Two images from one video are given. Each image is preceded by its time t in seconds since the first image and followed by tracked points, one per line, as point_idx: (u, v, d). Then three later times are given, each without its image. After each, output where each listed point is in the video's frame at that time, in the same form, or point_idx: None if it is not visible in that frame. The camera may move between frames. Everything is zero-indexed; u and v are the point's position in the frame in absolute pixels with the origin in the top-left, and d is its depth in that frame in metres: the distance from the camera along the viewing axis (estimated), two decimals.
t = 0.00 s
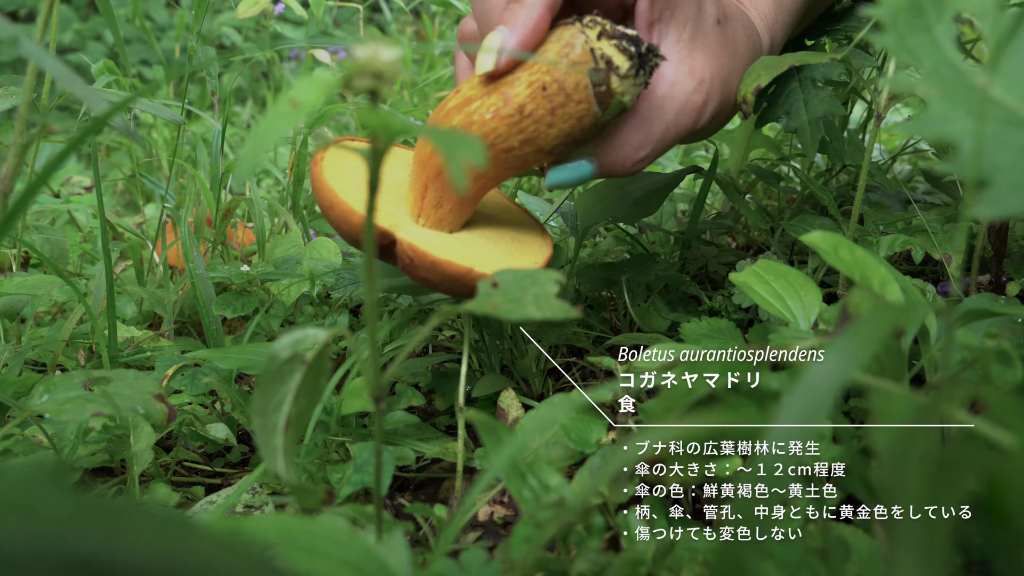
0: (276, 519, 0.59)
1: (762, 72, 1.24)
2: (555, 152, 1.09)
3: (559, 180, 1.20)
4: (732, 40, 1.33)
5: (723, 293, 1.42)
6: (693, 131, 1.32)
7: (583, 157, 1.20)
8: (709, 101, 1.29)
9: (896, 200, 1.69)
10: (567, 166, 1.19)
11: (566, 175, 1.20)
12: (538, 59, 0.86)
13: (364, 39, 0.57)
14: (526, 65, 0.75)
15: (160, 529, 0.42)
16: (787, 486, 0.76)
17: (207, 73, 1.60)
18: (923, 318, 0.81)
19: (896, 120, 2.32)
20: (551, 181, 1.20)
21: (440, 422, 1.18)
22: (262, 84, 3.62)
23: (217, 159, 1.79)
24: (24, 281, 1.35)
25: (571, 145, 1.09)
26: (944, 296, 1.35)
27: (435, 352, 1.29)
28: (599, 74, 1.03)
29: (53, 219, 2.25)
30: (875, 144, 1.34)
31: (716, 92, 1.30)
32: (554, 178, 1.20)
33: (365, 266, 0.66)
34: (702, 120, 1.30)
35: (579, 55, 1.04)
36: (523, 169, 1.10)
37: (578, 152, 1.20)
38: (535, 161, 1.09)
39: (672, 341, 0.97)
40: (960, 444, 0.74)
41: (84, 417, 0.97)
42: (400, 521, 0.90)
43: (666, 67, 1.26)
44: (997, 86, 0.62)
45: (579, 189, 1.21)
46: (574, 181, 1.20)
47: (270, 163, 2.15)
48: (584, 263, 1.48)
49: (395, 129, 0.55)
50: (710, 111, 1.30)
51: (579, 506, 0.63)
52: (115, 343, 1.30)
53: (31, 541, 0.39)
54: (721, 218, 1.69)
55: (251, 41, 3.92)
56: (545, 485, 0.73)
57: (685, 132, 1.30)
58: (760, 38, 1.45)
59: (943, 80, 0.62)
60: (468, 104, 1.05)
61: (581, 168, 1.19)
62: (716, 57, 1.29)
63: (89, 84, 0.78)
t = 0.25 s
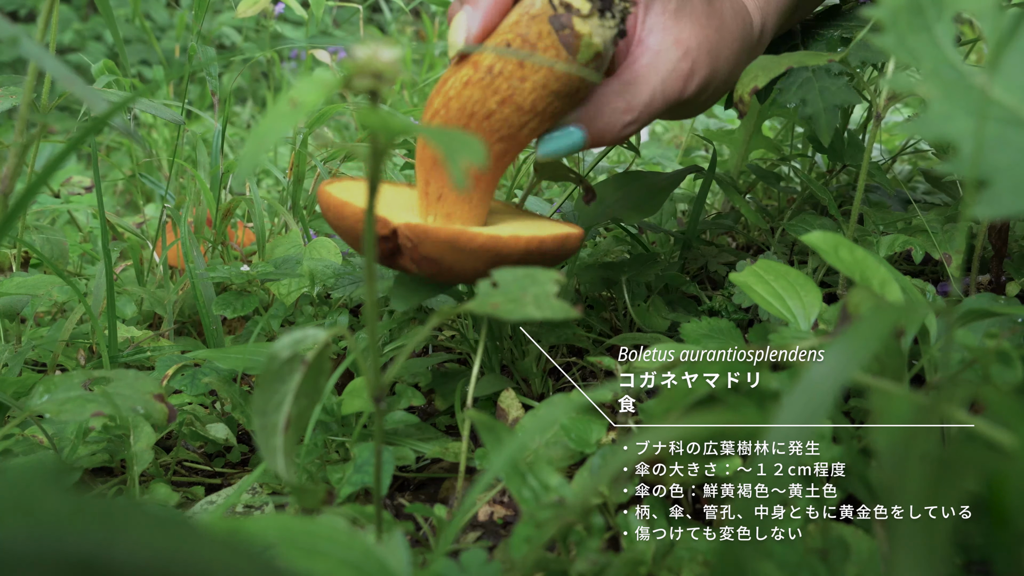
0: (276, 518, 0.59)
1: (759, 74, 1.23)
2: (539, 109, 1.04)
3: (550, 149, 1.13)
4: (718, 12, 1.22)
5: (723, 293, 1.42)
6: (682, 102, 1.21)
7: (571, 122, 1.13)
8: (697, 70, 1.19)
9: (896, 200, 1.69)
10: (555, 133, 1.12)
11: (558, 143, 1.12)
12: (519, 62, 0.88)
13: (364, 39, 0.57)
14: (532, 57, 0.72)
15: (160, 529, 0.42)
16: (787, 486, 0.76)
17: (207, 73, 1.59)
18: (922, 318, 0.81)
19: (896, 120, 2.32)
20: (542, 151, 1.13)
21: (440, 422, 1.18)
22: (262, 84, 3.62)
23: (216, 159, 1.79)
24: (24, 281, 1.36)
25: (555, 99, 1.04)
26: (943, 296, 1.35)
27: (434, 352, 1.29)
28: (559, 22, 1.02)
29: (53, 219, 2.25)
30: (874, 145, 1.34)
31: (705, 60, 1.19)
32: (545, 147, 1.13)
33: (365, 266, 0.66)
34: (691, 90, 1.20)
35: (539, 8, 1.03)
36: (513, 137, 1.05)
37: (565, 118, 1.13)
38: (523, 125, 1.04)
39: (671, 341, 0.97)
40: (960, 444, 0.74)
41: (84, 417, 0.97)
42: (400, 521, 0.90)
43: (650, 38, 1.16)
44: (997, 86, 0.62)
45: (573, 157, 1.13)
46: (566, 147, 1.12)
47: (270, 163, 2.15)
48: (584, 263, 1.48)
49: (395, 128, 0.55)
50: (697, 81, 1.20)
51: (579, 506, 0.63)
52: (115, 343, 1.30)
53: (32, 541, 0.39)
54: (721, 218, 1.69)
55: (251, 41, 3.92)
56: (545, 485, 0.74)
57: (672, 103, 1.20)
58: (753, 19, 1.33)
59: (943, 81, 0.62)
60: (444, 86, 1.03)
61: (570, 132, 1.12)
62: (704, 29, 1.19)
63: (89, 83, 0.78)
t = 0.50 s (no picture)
0: (276, 518, 0.59)
1: (754, 79, 1.25)
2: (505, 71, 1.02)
3: (526, 103, 1.01)
4: None
5: (723, 293, 1.42)
6: (664, 54, 1.21)
7: (545, 72, 1.02)
8: (673, 18, 1.19)
9: (896, 200, 1.69)
10: (530, 84, 1.01)
11: (533, 94, 1.01)
12: (483, 53, 0.91)
13: (364, 38, 0.57)
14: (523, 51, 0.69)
15: (160, 530, 0.42)
16: (787, 486, 0.76)
17: (207, 73, 1.59)
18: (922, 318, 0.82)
19: (896, 120, 2.32)
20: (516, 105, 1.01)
21: (440, 422, 1.18)
22: (262, 84, 3.62)
23: (217, 159, 1.79)
24: (24, 281, 1.36)
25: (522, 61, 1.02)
26: (944, 296, 1.35)
27: (434, 352, 1.29)
28: None
29: (53, 219, 2.25)
30: (873, 144, 1.34)
31: (682, 12, 1.21)
32: (519, 99, 1.01)
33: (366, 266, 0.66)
34: (670, 41, 1.20)
35: None
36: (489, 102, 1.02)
37: (537, 70, 1.02)
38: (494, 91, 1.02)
39: (671, 341, 0.97)
40: (960, 444, 0.74)
41: (84, 417, 0.97)
42: (399, 521, 0.90)
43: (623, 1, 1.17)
44: (996, 86, 0.62)
45: (550, 112, 1.02)
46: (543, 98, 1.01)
47: (270, 163, 2.15)
48: (584, 263, 1.48)
49: (394, 128, 0.55)
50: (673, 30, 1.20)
51: (579, 506, 0.63)
52: (115, 343, 1.30)
53: (32, 541, 0.39)
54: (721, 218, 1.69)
55: (251, 41, 3.92)
56: (545, 485, 0.74)
57: (654, 55, 1.19)
58: None
59: (943, 80, 0.62)
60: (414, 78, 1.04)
61: (546, 82, 1.01)
62: None
63: (89, 83, 0.78)
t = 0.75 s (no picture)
0: (276, 518, 0.59)
1: (752, 82, 1.30)
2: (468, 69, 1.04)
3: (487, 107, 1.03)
4: None
5: (723, 293, 1.42)
6: (619, 52, 1.24)
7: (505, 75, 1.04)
8: (623, 18, 1.22)
9: (896, 200, 1.69)
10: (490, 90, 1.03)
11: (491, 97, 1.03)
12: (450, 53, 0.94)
13: (364, 38, 0.57)
14: (508, 56, 0.62)
15: (160, 530, 0.42)
16: (787, 486, 0.76)
17: (207, 72, 1.59)
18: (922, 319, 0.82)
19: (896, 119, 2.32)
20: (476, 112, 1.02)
21: (440, 422, 1.18)
22: (262, 84, 3.62)
23: (217, 158, 1.79)
24: (23, 281, 1.36)
25: (474, 60, 1.03)
26: (944, 296, 1.35)
27: (434, 352, 1.29)
28: None
29: (53, 219, 2.25)
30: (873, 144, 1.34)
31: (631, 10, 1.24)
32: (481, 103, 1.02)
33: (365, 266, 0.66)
34: (625, 39, 1.24)
35: None
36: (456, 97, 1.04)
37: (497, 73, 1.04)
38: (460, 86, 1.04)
39: (672, 342, 0.97)
40: (960, 444, 0.74)
41: (83, 417, 0.97)
42: (399, 521, 0.90)
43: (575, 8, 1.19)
44: (997, 86, 0.62)
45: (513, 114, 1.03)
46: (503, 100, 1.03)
47: (270, 163, 2.15)
48: (584, 263, 1.48)
49: (395, 129, 0.55)
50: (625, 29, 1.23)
51: (579, 506, 0.63)
52: (114, 343, 1.30)
53: (32, 541, 0.39)
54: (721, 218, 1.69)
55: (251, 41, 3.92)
56: (545, 485, 0.74)
57: (608, 54, 1.22)
58: None
59: (943, 81, 0.62)
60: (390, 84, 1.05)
61: (505, 86, 1.02)
62: None
63: (89, 84, 0.77)
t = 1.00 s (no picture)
0: (276, 518, 0.59)
1: (751, 83, 1.30)
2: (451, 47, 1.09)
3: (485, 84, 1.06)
4: None
5: (723, 293, 1.43)
6: None
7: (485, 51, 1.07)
8: None
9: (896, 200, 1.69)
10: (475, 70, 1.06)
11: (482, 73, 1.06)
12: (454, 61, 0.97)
13: (363, 38, 0.57)
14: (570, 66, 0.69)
15: (159, 530, 0.42)
16: (787, 486, 0.76)
17: (207, 72, 1.60)
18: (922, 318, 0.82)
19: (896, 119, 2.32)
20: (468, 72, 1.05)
21: (440, 422, 1.18)
22: (262, 84, 3.62)
23: (217, 158, 1.79)
24: (24, 281, 1.36)
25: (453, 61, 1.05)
26: (944, 296, 1.35)
27: (434, 352, 1.29)
28: None
29: (53, 219, 2.25)
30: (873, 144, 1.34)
31: None
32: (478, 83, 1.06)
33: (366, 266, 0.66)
34: None
35: None
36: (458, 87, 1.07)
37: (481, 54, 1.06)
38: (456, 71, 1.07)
39: (672, 342, 0.97)
40: (960, 444, 0.74)
41: (84, 417, 0.97)
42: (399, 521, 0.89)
43: None
44: (996, 86, 0.62)
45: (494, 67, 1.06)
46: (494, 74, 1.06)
47: (270, 163, 2.15)
48: (584, 263, 1.48)
49: (394, 128, 0.55)
50: None
51: (579, 506, 0.63)
52: (115, 343, 1.30)
53: (30, 541, 0.39)
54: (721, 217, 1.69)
55: (251, 41, 3.92)
56: (545, 484, 0.74)
57: None
58: None
59: (943, 81, 0.62)
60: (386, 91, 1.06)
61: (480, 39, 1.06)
62: None
63: (89, 84, 0.77)
